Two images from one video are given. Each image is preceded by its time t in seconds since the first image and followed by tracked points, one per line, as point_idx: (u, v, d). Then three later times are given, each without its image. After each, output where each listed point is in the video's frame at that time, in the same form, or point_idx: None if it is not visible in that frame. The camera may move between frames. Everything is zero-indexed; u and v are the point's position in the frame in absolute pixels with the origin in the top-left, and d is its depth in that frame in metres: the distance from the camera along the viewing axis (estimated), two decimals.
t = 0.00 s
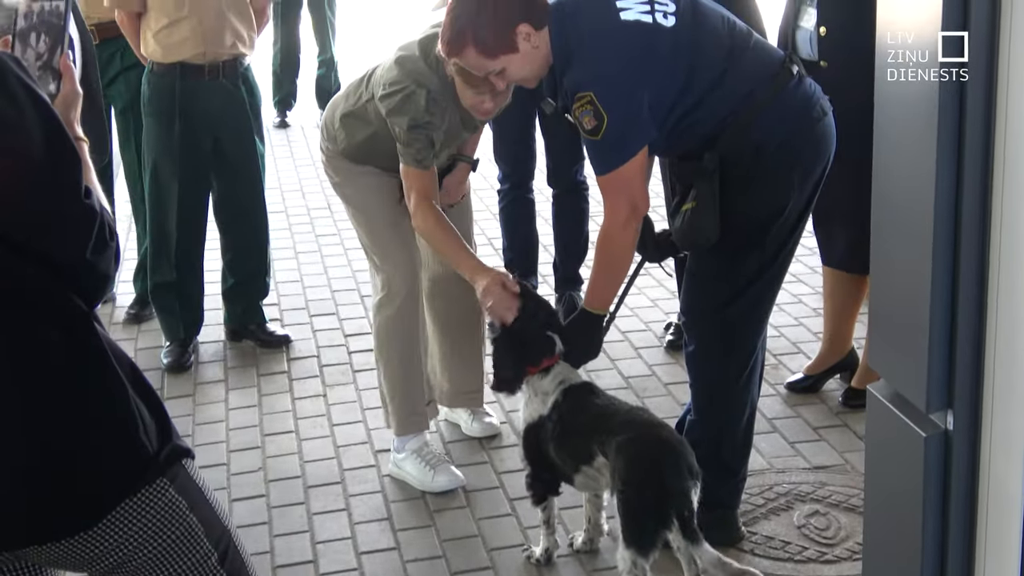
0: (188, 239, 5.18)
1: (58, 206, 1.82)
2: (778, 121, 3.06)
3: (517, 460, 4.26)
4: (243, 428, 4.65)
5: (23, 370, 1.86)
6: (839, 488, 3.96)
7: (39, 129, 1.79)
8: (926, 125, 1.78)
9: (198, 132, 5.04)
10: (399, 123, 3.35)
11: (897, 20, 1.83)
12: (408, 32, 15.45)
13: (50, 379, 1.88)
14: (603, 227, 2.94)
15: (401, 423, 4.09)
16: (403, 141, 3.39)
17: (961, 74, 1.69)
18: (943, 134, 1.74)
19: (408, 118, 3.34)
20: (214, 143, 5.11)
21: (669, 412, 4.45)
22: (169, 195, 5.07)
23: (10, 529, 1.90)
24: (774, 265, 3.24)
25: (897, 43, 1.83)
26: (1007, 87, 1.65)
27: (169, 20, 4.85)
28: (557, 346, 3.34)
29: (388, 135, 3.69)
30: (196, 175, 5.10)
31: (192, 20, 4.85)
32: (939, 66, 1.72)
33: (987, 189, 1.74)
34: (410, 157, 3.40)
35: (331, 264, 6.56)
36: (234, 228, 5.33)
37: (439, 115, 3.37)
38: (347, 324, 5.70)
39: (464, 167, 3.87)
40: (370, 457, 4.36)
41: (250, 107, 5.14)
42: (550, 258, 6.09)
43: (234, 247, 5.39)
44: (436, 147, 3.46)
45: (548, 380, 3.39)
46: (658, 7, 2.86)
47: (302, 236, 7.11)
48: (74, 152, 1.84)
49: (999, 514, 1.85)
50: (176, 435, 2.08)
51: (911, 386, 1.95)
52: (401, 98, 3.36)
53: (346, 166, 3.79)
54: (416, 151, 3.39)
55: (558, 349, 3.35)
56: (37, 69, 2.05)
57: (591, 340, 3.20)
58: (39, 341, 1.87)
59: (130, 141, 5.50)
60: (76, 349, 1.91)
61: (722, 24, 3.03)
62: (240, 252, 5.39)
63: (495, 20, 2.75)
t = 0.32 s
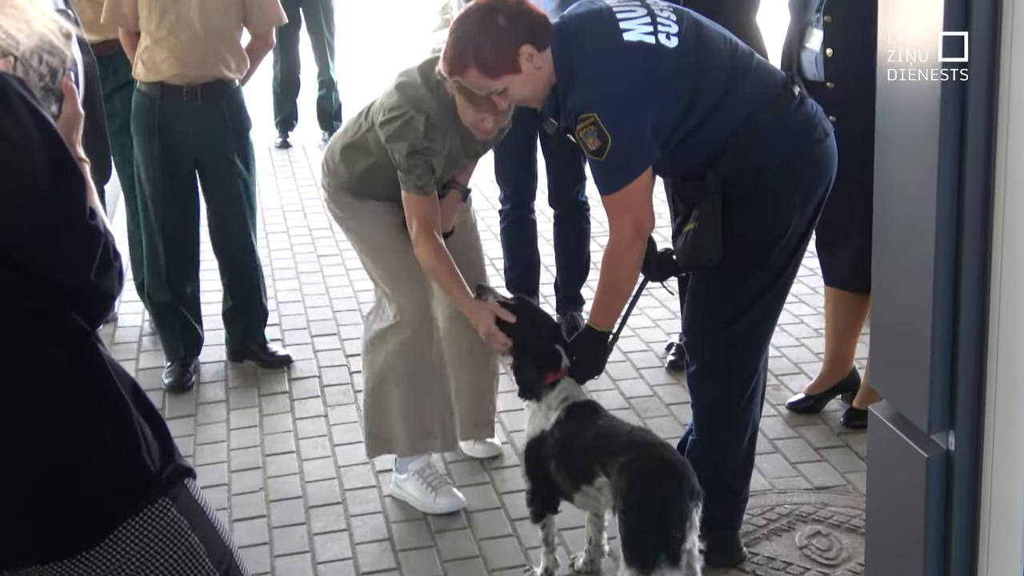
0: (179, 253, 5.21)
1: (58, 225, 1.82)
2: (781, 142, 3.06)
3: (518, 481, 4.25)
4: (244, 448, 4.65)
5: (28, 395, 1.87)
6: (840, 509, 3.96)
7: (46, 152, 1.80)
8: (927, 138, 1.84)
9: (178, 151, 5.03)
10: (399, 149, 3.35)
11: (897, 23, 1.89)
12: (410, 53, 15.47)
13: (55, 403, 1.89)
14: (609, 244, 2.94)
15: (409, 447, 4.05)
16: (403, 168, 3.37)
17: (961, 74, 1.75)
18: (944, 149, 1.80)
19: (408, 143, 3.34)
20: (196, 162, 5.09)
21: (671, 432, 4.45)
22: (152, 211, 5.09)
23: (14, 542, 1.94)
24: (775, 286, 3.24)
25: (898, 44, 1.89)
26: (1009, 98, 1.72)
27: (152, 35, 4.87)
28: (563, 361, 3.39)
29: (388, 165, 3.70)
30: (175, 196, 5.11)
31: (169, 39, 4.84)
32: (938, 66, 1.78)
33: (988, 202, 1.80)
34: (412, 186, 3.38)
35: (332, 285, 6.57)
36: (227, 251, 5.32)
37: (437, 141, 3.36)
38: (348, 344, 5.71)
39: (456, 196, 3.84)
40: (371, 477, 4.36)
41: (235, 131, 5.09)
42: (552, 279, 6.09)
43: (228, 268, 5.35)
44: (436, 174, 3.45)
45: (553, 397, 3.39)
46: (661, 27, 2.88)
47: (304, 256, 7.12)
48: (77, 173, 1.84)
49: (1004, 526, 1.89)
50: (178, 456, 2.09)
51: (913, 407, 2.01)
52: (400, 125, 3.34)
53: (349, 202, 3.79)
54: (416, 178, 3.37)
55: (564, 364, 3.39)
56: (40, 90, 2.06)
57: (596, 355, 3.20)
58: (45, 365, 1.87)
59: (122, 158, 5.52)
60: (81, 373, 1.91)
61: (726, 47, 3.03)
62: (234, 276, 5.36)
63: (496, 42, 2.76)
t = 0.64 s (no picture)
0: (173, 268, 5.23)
1: (58, 241, 1.82)
2: (784, 158, 3.07)
3: (519, 495, 4.25)
4: (245, 462, 4.64)
5: (28, 406, 1.87)
6: (842, 523, 3.95)
7: (48, 167, 1.81)
8: (925, 150, 1.93)
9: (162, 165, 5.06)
10: (400, 186, 3.62)
11: (897, 23, 1.97)
12: (411, 69, 15.48)
13: (58, 416, 1.90)
14: (609, 258, 2.94)
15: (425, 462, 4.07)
16: (405, 207, 3.62)
17: (961, 73, 1.83)
18: (945, 164, 1.89)
19: (407, 181, 3.61)
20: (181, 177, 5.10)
21: (673, 446, 4.45)
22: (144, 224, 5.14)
23: (11, 554, 1.91)
24: (777, 300, 3.24)
25: (898, 43, 1.98)
26: (1010, 108, 1.82)
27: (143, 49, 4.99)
28: (563, 376, 3.38)
29: (392, 216, 3.90)
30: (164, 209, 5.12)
31: (153, 54, 4.94)
32: (938, 66, 1.86)
33: (988, 213, 1.89)
34: (412, 222, 3.62)
35: (334, 299, 6.57)
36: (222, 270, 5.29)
37: (435, 177, 3.62)
38: (350, 357, 5.71)
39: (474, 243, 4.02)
40: (373, 492, 4.36)
41: (221, 149, 5.07)
42: (553, 294, 6.10)
43: (225, 289, 5.33)
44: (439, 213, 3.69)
45: (555, 410, 3.39)
46: (666, 42, 2.89)
47: (305, 270, 7.13)
48: (81, 188, 1.85)
49: (1008, 525, 1.97)
50: (180, 470, 2.10)
51: (913, 420, 2.09)
52: (400, 162, 3.62)
53: (363, 260, 3.99)
54: (418, 217, 3.62)
55: (563, 377, 3.38)
56: (42, 103, 2.07)
57: (595, 371, 3.19)
58: (44, 378, 1.88)
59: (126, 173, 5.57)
60: (84, 389, 1.92)
61: (729, 60, 3.05)
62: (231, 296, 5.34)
63: (504, 52, 2.78)
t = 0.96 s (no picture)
0: (189, 276, 5.25)
1: (59, 246, 1.82)
2: (789, 167, 3.07)
3: (520, 504, 4.25)
4: (247, 471, 4.64)
5: (27, 410, 1.87)
6: (844, 532, 3.95)
7: (50, 174, 1.81)
8: (926, 157, 2.02)
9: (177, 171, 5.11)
10: (403, 214, 3.62)
11: (898, 26, 2.06)
12: (411, 78, 15.49)
13: (57, 421, 1.90)
14: (610, 265, 2.94)
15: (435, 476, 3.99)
16: (409, 235, 3.62)
17: (961, 73, 1.92)
18: (948, 168, 1.97)
19: (410, 208, 3.62)
20: (195, 183, 5.14)
21: (674, 456, 4.45)
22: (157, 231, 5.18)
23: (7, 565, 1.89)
24: (780, 310, 3.24)
25: (899, 44, 2.05)
26: (1010, 108, 1.90)
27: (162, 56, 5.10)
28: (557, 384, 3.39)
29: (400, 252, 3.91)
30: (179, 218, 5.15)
31: (170, 61, 5.04)
32: (939, 66, 1.94)
33: (988, 218, 1.97)
34: (415, 249, 3.62)
35: (335, 308, 6.58)
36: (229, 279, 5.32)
37: (438, 205, 3.64)
38: (351, 366, 5.71)
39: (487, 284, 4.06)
40: (374, 500, 4.36)
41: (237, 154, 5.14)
42: (555, 303, 6.11)
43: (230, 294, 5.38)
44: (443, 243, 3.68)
45: (551, 422, 3.39)
46: (671, 51, 2.90)
47: (306, 279, 7.13)
48: (84, 198, 1.86)
49: (1011, 522, 2.03)
50: (181, 480, 2.10)
51: (914, 428, 2.15)
52: (405, 190, 3.66)
53: (373, 295, 4.00)
54: (421, 244, 3.61)
55: (558, 386, 3.39)
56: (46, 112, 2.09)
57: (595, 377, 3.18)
58: (44, 384, 1.88)
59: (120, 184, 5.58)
60: (83, 394, 1.93)
61: (734, 70, 3.05)
62: (239, 306, 5.38)
63: (508, 60, 2.82)
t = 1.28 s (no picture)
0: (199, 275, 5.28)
1: (61, 252, 1.83)
2: (791, 173, 3.07)
3: (521, 510, 4.25)
4: (247, 477, 4.64)
5: (27, 413, 1.86)
6: (845, 538, 3.95)
7: (54, 181, 1.83)
8: (926, 161, 2.02)
9: (193, 174, 5.12)
10: (404, 229, 3.64)
11: (898, 26, 2.06)
12: (411, 85, 15.51)
13: (58, 425, 1.89)
14: (612, 271, 2.94)
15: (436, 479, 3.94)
16: (410, 250, 3.63)
17: (961, 73, 1.92)
18: (948, 175, 1.98)
19: (411, 223, 3.63)
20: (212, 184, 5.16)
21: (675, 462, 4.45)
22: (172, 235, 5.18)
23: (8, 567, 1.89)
24: (782, 319, 3.25)
25: (899, 44, 2.05)
26: (1012, 109, 1.90)
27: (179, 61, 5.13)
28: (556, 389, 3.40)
29: (403, 264, 3.94)
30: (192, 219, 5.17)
31: (185, 67, 5.07)
32: (938, 67, 1.95)
33: (989, 224, 1.98)
34: (417, 264, 3.62)
35: (336, 313, 6.58)
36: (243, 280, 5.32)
37: (439, 219, 3.64)
38: (352, 373, 5.71)
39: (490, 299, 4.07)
40: (375, 507, 4.36)
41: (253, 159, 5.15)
42: (555, 309, 6.11)
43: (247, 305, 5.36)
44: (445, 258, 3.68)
45: (550, 425, 3.38)
46: (674, 58, 2.90)
47: (307, 285, 7.13)
48: (88, 205, 1.87)
49: (1012, 528, 2.03)
50: (184, 486, 2.10)
51: (915, 434, 2.16)
52: (405, 206, 3.67)
53: (376, 306, 4.02)
54: (424, 258, 3.62)
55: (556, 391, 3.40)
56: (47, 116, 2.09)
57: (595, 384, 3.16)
58: (45, 387, 1.88)
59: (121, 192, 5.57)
60: (84, 398, 1.93)
61: (736, 76, 3.06)
62: (250, 312, 5.38)
63: (508, 69, 2.84)
